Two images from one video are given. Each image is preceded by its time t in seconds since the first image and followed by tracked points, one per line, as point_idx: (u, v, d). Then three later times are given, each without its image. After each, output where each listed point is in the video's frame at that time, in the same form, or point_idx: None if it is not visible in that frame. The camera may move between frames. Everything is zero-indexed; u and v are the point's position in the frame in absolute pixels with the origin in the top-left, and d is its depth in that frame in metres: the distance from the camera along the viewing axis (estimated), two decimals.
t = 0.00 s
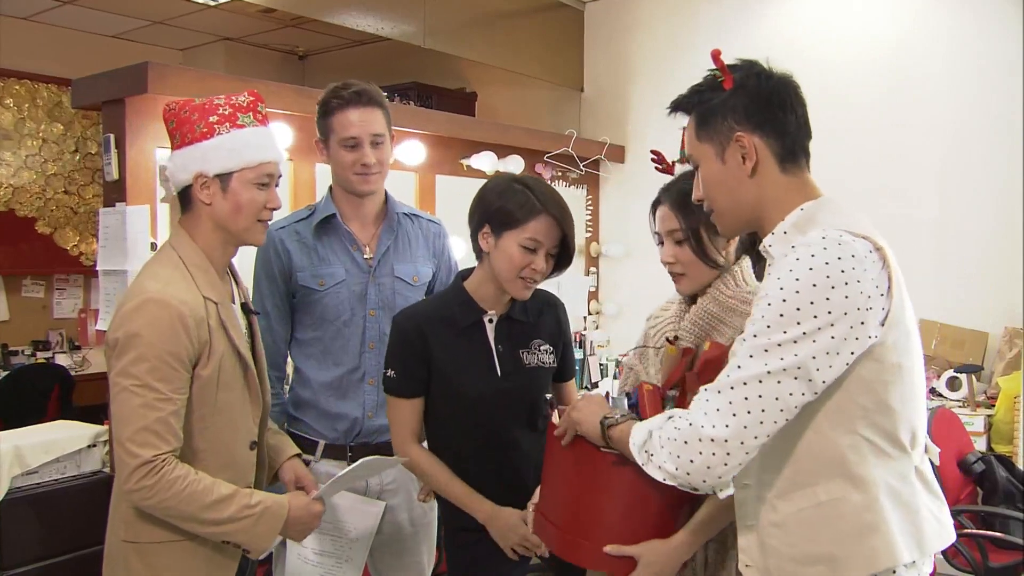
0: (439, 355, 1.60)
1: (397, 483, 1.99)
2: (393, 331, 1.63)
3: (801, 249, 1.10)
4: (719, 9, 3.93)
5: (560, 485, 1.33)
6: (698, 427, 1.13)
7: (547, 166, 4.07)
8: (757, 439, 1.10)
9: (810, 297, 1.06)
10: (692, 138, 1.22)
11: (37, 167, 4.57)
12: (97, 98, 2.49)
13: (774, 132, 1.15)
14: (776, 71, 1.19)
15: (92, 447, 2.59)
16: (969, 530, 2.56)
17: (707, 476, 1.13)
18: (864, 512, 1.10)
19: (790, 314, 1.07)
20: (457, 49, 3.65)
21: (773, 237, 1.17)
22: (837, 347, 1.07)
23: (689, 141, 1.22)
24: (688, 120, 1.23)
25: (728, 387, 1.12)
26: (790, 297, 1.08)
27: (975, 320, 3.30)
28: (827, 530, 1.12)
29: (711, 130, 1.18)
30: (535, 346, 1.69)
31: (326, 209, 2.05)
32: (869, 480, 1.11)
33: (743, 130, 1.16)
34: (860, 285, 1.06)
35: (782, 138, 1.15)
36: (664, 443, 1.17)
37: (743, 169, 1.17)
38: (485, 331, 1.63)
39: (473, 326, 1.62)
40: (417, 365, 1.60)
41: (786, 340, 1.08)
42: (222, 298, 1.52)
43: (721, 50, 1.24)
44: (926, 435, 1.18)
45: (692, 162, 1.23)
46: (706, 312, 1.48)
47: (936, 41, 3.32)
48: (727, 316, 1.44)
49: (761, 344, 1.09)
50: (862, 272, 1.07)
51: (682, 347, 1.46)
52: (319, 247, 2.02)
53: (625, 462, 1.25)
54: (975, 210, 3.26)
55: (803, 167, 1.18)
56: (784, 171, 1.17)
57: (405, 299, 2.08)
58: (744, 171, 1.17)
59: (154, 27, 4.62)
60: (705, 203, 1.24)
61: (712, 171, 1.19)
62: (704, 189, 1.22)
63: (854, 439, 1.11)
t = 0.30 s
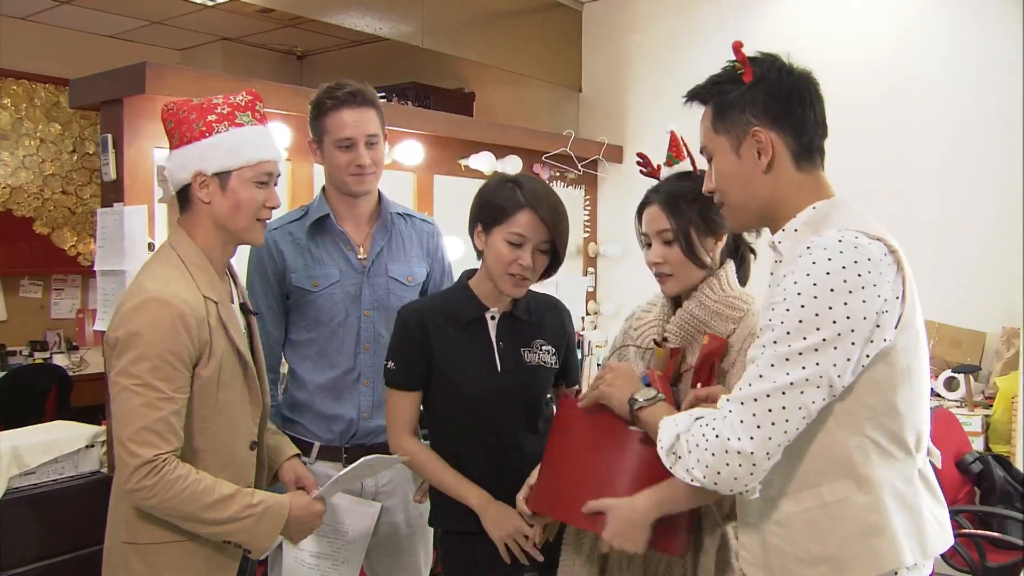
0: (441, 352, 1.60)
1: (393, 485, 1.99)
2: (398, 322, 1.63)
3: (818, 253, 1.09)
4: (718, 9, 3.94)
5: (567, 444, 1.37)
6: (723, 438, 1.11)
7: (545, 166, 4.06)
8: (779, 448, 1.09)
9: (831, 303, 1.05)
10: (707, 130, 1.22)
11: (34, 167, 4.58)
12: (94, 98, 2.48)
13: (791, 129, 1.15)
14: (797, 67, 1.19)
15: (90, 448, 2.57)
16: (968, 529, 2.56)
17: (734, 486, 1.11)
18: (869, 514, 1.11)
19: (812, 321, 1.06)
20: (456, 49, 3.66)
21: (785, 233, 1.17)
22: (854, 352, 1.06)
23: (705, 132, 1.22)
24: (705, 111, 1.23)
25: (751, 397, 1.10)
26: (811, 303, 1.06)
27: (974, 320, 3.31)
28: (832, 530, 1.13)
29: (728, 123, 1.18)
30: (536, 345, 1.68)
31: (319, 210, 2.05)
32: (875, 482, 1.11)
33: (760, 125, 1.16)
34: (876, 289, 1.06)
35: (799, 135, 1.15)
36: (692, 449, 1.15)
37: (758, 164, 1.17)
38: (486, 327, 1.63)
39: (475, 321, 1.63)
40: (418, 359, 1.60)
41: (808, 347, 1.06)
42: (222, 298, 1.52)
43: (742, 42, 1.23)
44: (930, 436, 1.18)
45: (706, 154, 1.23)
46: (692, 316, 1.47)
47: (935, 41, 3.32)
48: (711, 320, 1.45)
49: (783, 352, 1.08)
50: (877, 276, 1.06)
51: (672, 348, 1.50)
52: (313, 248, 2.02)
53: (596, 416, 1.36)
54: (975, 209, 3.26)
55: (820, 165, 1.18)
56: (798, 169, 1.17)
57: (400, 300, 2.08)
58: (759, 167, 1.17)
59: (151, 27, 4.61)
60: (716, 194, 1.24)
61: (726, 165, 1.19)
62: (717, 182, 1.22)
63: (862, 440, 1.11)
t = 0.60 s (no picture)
0: (443, 351, 1.60)
1: (381, 487, 1.99)
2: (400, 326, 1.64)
3: (827, 252, 1.08)
4: (716, 9, 3.94)
5: (569, 420, 1.37)
6: (727, 435, 1.12)
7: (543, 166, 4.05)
8: (783, 446, 1.10)
9: (839, 303, 1.05)
10: (722, 120, 1.21)
11: (32, 167, 4.59)
12: (93, 98, 2.48)
13: (805, 126, 1.14)
14: (819, 62, 1.17)
15: (88, 448, 2.45)
16: (965, 529, 2.56)
17: (737, 482, 1.13)
18: (868, 514, 1.10)
19: (819, 321, 1.06)
20: (454, 49, 3.66)
21: (792, 230, 1.18)
22: (860, 353, 1.06)
23: (719, 122, 1.21)
24: (721, 100, 1.22)
25: (756, 395, 1.10)
26: (819, 302, 1.06)
27: (972, 320, 3.31)
28: (830, 529, 1.13)
29: (743, 115, 1.17)
30: (539, 344, 1.68)
31: (306, 211, 2.03)
32: (874, 481, 1.11)
33: (774, 119, 1.15)
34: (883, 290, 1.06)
35: (812, 131, 1.14)
36: (696, 444, 1.16)
37: (769, 160, 1.16)
38: (489, 327, 1.64)
39: (477, 322, 1.63)
40: (418, 359, 1.60)
41: (814, 347, 1.06)
42: (221, 297, 1.52)
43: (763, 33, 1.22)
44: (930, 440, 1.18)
45: (719, 144, 1.22)
46: (688, 319, 1.47)
47: (933, 41, 3.33)
48: (710, 326, 1.44)
49: (790, 351, 1.08)
50: (886, 277, 1.06)
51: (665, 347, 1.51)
52: (300, 248, 2.01)
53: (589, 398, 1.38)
54: (973, 209, 3.26)
55: (833, 163, 1.18)
56: (809, 166, 1.16)
57: (388, 300, 2.08)
58: (770, 162, 1.16)
59: (149, 27, 4.62)
60: (726, 186, 1.23)
61: (740, 157, 1.19)
62: (728, 174, 1.21)
63: (863, 440, 1.11)
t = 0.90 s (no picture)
0: (447, 351, 1.61)
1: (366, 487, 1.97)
2: (406, 334, 1.65)
3: (828, 250, 1.08)
4: (715, 9, 3.94)
5: (568, 418, 1.38)
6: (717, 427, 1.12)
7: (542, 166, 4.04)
8: (770, 440, 1.10)
9: (836, 302, 1.05)
10: (731, 114, 1.21)
11: (31, 167, 4.58)
12: (91, 98, 2.48)
13: (814, 124, 1.14)
14: (832, 62, 1.17)
15: (86, 448, 2.43)
16: (964, 529, 2.56)
17: (722, 471, 1.14)
18: (864, 515, 1.11)
19: (814, 317, 1.06)
20: (453, 49, 3.66)
21: (796, 230, 1.18)
22: (855, 353, 1.06)
23: (729, 116, 1.21)
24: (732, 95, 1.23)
25: (748, 388, 1.10)
26: (816, 300, 1.06)
27: (970, 320, 3.31)
28: (826, 529, 1.13)
29: (753, 110, 1.18)
30: (544, 347, 1.70)
31: (282, 214, 1.92)
32: (871, 483, 1.11)
33: (783, 117, 1.15)
34: (882, 291, 1.05)
35: (821, 130, 1.14)
36: (688, 430, 1.17)
37: (776, 157, 1.16)
38: (494, 332, 1.65)
39: (481, 327, 1.64)
40: (424, 365, 1.61)
41: (808, 344, 1.06)
42: (218, 297, 1.52)
43: (778, 30, 1.21)
44: (930, 444, 1.18)
45: (727, 138, 1.23)
46: (682, 320, 1.47)
47: (932, 41, 3.33)
48: (704, 326, 1.44)
49: (783, 346, 1.08)
50: (886, 279, 1.06)
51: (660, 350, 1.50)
52: (277, 251, 1.92)
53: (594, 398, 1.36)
54: (972, 209, 3.26)
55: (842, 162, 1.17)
56: (815, 164, 1.16)
57: (367, 302, 2.02)
58: (776, 159, 1.16)
59: (148, 27, 4.61)
60: (731, 180, 1.24)
61: (747, 153, 1.19)
62: (734, 168, 1.21)
63: (860, 441, 1.11)
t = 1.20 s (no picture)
0: (453, 348, 1.62)
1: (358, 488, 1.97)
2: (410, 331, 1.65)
3: (842, 250, 1.08)
4: (715, 9, 3.94)
5: (571, 428, 1.36)
6: (736, 432, 1.10)
7: (541, 166, 4.04)
8: (788, 444, 1.08)
9: (854, 304, 1.04)
10: (760, 98, 1.20)
11: (30, 168, 4.58)
12: (90, 98, 2.48)
13: (840, 126, 1.13)
14: (868, 67, 1.16)
15: (86, 448, 2.42)
16: (964, 530, 2.56)
17: (731, 473, 1.12)
18: (870, 517, 1.10)
19: (832, 319, 1.05)
20: (452, 49, 3.66)
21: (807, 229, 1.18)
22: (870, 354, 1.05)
23: (759, 98, 1.20)
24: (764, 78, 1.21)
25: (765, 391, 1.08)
26: (834, 301, 1.05)
27: (970, 320, 3.31)
28: (831, 530, 1.12)
29: (784, 97, 1.16)
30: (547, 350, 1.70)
31: (267, 219, 1.90)
32: (877, 485, 1.11)
33: (811, 110, 1.15)
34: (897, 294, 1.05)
35: (845, 132, 1.14)
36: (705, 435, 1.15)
37: (797, 150, 1.16)
38: (501, 332, 1.66)
39: (488, 327, 1.65)
40: (430, 364, 1.61)
41: (826, 347, 1.05)
42: (216, 295, 1.52)
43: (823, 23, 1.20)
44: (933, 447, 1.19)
45: (751, 121, 1.22)
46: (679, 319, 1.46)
47: (932, 41, 3.34)
48: (699, 325, 1.44)
49: (802, 349, 1.06)
50: (901, 280, 1.05)
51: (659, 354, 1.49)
52: (263, 257, 1.90)
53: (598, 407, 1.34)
54: (972, 209, 3.27)
55: (860, 170, 1.17)
56: (835, 165, 1.16)
57: (355, 304, 2.02)
58: (797, 152, 1.16)
59: (147, 27, 4.61)
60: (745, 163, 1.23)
61: (769, 140, 1.18)
62: (753, 153, 1.20)
63: (868, 443, 1.11)
